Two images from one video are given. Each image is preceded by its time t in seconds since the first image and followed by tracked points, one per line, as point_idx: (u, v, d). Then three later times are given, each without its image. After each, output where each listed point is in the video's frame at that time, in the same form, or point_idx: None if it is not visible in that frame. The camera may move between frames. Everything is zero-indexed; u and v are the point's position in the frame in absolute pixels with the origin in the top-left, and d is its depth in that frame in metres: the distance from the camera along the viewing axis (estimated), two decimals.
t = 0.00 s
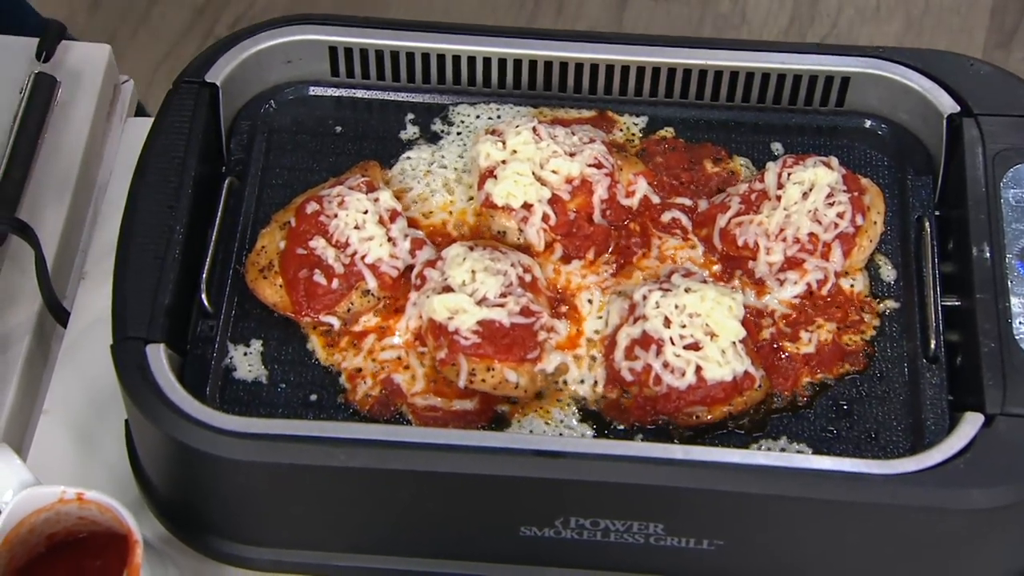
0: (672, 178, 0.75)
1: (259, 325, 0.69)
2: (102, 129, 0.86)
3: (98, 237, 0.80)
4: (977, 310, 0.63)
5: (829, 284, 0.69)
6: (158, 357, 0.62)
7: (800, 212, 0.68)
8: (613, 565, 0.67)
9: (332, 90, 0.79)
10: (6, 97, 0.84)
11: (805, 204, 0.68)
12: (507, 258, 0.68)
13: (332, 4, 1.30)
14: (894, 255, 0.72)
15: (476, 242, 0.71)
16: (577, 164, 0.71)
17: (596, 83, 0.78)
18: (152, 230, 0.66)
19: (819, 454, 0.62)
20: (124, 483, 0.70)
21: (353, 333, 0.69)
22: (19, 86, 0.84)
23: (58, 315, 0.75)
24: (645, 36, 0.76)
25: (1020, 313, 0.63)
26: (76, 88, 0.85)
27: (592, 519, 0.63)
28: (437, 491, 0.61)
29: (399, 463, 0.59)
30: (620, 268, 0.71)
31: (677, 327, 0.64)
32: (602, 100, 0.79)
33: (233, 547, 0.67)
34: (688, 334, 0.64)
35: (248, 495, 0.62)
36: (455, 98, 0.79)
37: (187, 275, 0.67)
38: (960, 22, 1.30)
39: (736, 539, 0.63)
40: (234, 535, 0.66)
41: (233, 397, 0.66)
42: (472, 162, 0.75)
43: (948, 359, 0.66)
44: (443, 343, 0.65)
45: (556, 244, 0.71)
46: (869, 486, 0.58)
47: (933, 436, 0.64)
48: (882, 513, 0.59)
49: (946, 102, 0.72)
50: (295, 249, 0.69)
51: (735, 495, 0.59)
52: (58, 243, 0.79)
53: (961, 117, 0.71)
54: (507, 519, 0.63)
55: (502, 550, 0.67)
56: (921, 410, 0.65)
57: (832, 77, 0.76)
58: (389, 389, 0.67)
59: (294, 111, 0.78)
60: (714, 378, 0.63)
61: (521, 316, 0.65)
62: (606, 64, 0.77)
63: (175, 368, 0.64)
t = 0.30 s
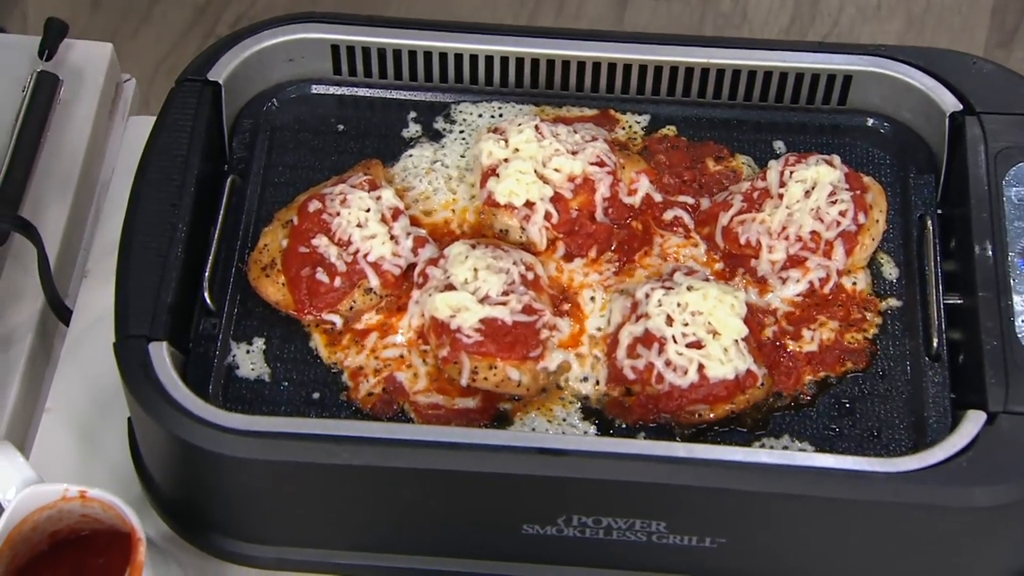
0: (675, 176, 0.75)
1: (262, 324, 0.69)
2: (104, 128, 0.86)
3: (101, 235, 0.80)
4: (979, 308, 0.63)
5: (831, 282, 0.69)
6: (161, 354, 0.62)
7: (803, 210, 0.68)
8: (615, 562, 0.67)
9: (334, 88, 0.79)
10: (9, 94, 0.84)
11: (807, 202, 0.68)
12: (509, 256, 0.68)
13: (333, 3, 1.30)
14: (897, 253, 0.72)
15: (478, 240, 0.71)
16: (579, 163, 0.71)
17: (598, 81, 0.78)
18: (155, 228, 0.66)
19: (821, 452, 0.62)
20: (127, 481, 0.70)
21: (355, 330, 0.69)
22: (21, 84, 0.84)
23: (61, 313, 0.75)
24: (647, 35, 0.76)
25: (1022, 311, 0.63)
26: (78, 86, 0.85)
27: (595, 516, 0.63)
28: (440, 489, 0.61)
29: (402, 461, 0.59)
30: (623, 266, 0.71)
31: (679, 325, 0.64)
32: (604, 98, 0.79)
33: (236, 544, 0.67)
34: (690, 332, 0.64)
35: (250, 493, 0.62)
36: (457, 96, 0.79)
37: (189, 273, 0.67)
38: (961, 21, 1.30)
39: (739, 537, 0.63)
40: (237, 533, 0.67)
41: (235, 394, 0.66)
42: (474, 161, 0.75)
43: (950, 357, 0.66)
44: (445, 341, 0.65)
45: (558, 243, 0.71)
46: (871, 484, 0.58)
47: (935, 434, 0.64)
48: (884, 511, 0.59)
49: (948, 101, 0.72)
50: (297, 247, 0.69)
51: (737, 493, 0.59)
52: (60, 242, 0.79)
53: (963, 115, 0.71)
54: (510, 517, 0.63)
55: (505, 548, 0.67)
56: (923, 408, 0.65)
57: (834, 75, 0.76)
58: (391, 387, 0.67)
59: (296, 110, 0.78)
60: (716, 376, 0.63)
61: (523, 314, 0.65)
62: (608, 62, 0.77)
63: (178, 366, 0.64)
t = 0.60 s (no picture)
0: (676, 175, 0.75)
1: (263, 322, 0.69)
2: (105, 127, 0.86)
3: (102, 234, 0.80)
4: (980, 307, 0.64)
5: (832, 281, 0.69)
6: (162, 353, 0.62)
7: (803, 209, 0.68)
8: (616, 561, 0.67)
9: (334, 87, 0.79)
10: (10, 93, 0.84)
11: (808, 201, 0.68)
12: (510, 255, 0.68)
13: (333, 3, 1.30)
14: (898, 252, 0.72)
15: (478, 239, 0.71)
16: (580, 162, 0.71)
17: (598, 80, 0.78)
18: (156, 227, 0.66)
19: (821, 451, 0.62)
20: (128, 479, 0.70)
21: (356, 330, 0.69)
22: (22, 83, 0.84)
23: (61, 311, 0.76)
24: (648, 34, 0.76)
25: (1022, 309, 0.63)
26: (79, 85, 0.85)
27: (595, 515, 0.63)
28: (441, 487, 0.61)
29: (403, 459, 0.59)
30: (623, 265, 0.71)
31: (680, 324, 0.64)
32: (604, 97, 0.79)
33: (236, 543, 0.67)
34: (691, 331, 0.64)
35: (251, 491, 0.62)
36: (458, 95, 0.79)
37: (190, 271, 0.67)
38: (961, 20, 1.30)
39: (739, 536, 0.63)
40: (237, 531, 0.67)
41: (236, 393, 0.66)
42: (475, 160, 0.75)
43: (951, 356, 0.66)
44: (446, 340, 0.65)
45: (559, 242, 0.71)
46: (873, 482, 0.58)
47: (936, 432, 0.64)
48: (885, 510, 0.59)
49: (949, 100, 0.72)
50: (298, 246, 0.69)
51: (738, 491, 0.59)
52: (61, 241, 0.79)
53: (963, 114, 0.71)
54: (510, 516, 0.63)
55: (505, 547, 0.67)
56: (923, 406, 0.65)
57: (835, 74, 0.76)
58: (392, 385, 0.67)
59: (296, 108, 0.78)
60: (717, 375, 0.63)
61: (524, 312, 0.65)
62: (609, 62, 0.77)
63: (179, 365, 0.64)
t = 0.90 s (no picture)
0: (675, 175, 0.75)
1: (262, 322, 0.69)
2: (104, 126, 0.86)
3: (102, 233, 0.80)
4: (980, 306, 0.64)
5: (831, 280, 0.69)
6: (162, 352, 0.62)
7: (803, 208, 0.68)
8: (615, 560, 0.67)
9: (334, 86, 0.79)
10: (10, 92, 0.84)
11: (808, 200, 0.68)
12: (509, 254, 0.68)
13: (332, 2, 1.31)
14: (897, 252, 0.72)
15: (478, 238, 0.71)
16: (579, 161, 0.71)
17: (598, 79, 0.78)
18: (155, 226, 0.66)
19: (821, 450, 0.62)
20: (128, 478, 0.70)
21: (356, 329, 0.69)
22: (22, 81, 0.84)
23: (61, 311, 0.76)
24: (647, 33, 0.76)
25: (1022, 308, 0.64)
26: (79, 83, 0.85)
27: (595, 514, 0.63)
28: (440, 486, 0.61)
29: (403, 458, 0.59)
30: (623, 264, 0.71)
31: (679, 323, 0.64)
32: (604, 97, 0.79)
33: (236, 542, 0.67)
34: (691, 330, 0.64)
35: (251, 490, 0.62)
36: (458, 94, 0.79)
37: (190, 270, 0.67)
38: (961, 20, 1.30)
39: (738, 535, 0.63)
40: (237, 530, 0.67)
41: (236, 392, 0.66)
42: (474, 159, 0.75)
43: (950, 355, 0.66)
44: (446, 339, 0.65)
45: (558, 241, 0.71)
46: (872, 482, 0.58)
47: (935, 431, 0.64)
48: (884, 508, 0.59)
49: (949, 99, 0.72)
50: (297, 245, 0.69)
51: (738, 490, 0.59)
52: (61, 240, 0.79)
53: (963, 113, 0.71)
54: (510, 515, 0.63)
55: (505, 546, 0.67)
56: (923, 405, 0.65)
57: (834, 73, 0.76)
58: (391, 384, 0.67)
59: (296, 108, 0.78)
60: (716, 374, 0.63)
61: (524, 311, 0.65)
62: (608, 61, 0.77)
63: (178, 364, 0.64)
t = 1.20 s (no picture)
0: (674, 174, 0.75)
1: (262, 321, 0.69)
2: (104, 125, 0.86)
3: (102, 233, 0.80)
4: (979, 305, 0.64)
5: (830, 279, 0.69)
6: (161, 351, 0.62)
7: (802, 207, 0.68)
8: (614, 559, 0.68)
9: (333, 86, 0.79)
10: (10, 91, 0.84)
11: (807, 199, 0.68)
12: (508, 253, 0.68)
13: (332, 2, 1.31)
14: (896, 251, 0.72)
15: (477, 237, 0.71)
16: (579, 160, 0.71)
17: (597, 79, 0.78)
18: (155, 225, 0.66)
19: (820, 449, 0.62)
20: (128, 477, 0.70)
21: (356, 328, 0.69)
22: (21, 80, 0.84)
23: (61, 310, 0.75)
24: (647, 32, 0.76)
25: (1021, 307, 0.64)
26: (78, 83, 0.85)
27: (594, 513, 0.63)
28: (439, 485, 0.61)
29: (402, 457, 0.59)
30: (623, 263, 0.71)
31: (678, 322, 0.64)
32: (603, 96, 0.79)
33: (235, 541, 0.67)
34: (690, 329, 0.64)
35: (250, 488, 0.62)
36: (457, 94, 0.79)
37: (189, 269, 0.67)
38: (960, 20, 1.30)
39: (738, 533, 0.63)
40: (236, 529, 0.67)
41: (235, 391, 0.66)
42: (474, 158, 0.75)
43: (949, 354, 0.66)
44: (445, 338, 0.65)
45: (558, 240, 0.71)
46: (872, 480, 0.58)
47: (934, 430, 0.64)
48: (883, 507, 0.59)
49: (948, 98, 0.72)
50: (297, 244, 0.69)
51: (737, 489, 0.59)
52: (60, 240, 0.79)
53: (962, 112, 0.71)
54: (509, 514, 0.63)
55: (504, 544, 0.67)
56: (922, 404, 0.65)
57: (833, 72, 0.76)
58: (390, 383, 0.67)
59: (295, 107, 0.78)
60: (715, 373, 0.64)
61: (523, 310, 0.65)
62: (607, 60, 0.77)
63: (178, 363, 0.64)
